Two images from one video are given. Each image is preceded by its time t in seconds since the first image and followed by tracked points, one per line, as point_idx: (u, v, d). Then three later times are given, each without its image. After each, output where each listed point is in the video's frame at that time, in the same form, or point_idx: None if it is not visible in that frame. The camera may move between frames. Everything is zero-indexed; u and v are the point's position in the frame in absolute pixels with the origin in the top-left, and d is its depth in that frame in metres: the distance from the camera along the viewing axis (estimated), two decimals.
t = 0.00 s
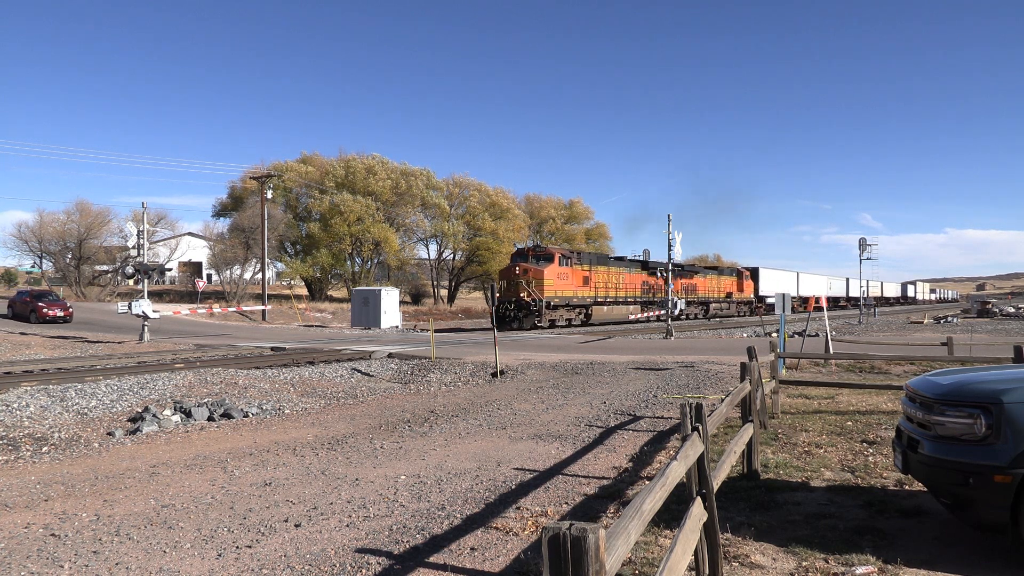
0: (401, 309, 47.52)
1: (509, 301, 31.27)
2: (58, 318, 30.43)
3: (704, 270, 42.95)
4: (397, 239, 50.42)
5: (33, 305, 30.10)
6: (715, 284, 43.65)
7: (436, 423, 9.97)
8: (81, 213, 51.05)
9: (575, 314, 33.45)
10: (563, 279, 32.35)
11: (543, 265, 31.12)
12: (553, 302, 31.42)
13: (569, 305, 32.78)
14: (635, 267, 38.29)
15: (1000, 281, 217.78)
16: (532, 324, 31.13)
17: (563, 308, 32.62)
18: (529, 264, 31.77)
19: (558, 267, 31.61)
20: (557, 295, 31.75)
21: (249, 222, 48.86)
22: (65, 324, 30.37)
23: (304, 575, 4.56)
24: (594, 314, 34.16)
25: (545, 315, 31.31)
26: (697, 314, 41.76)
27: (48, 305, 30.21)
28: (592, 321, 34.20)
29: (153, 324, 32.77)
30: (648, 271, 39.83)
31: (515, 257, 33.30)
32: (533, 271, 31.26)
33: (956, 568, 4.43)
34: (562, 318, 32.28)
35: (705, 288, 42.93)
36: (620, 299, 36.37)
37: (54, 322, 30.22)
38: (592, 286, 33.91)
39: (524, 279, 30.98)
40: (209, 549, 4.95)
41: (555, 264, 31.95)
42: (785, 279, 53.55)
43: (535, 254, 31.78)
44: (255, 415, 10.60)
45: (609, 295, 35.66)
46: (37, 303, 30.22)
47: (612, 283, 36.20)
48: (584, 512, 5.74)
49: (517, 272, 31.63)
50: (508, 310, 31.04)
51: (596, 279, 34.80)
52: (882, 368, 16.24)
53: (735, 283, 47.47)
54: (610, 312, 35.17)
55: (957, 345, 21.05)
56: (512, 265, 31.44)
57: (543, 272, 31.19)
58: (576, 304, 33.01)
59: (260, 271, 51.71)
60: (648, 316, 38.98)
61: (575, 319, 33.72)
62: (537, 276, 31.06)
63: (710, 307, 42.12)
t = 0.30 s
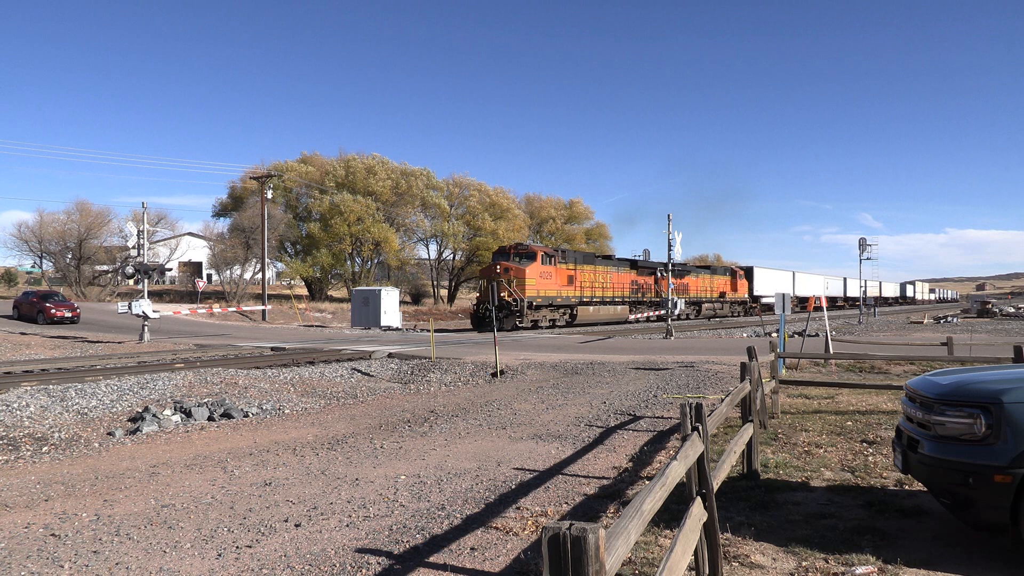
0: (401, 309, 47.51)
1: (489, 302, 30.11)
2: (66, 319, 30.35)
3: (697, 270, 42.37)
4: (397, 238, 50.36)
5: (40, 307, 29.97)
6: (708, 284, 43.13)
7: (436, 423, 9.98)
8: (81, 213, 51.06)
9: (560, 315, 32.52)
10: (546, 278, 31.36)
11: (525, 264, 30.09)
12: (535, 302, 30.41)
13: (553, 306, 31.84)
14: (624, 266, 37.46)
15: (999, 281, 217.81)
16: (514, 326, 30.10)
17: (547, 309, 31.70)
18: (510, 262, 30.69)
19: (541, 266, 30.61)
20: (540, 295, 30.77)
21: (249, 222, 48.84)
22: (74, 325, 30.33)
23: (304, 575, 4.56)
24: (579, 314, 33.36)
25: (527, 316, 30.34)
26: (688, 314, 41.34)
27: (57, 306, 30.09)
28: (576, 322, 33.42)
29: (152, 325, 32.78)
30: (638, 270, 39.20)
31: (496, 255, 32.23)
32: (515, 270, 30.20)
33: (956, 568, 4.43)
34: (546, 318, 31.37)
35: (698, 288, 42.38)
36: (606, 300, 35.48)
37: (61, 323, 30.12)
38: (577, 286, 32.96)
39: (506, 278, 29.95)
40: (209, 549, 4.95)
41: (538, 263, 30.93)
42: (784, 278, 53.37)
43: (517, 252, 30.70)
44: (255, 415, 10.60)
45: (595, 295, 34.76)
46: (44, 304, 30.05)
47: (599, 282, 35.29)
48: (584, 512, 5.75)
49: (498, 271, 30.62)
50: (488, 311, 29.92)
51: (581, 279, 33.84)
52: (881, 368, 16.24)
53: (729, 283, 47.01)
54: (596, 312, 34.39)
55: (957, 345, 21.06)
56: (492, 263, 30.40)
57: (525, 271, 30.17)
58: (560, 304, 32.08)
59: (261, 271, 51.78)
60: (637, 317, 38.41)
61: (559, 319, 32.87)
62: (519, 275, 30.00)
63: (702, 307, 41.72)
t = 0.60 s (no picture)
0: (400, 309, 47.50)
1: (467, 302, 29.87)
2: (72, 320, 30.29)
3: (690, 269, 41.82)
4: (397, 238, 50.36)
5: (47, 309, 29.80)
6: (700, 284, 42.64)
7: (436, 423, 9.97)
8: (81, 213, 51.05)
9: (542, 316, 31.74)
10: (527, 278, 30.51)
11: (505, 262, 29.25)
12: (516, 302, 29.54)
13: (535, 306, 30.99)
14: (612, 265, 36.70)
15: (999, 280, 217.84)
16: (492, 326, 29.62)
17: (529, 309, 30.89)
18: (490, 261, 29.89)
19: (523, 264, 29.75)
20: (521, 295, 29.92)
21: (249, 222, 48.83)
22: (80, 326, 30.28)
23: (304, 575, 4.56)
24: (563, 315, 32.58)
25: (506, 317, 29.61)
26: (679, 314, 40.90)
27: (63, 307, 30.03)
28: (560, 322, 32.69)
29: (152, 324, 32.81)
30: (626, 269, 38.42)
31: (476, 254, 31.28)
32: (494, 269, 29.44)
33: (956, 568, 4.43)
34: (527, 319, 30.64)
35: (690, 287, 41.91)
36: (592, 300, 34.68)
37: (68, 324, 30.07)
38: (560, 285, 32.14)
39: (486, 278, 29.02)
40: (209, 549, 4.94)
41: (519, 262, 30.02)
42: (782, 278, 53.20)
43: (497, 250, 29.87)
44: (254, 415, 10.60)
45: (580, 295, 33.94)
46: (51, 305, 29.98)
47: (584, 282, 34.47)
48: (584, 512, 5.75)
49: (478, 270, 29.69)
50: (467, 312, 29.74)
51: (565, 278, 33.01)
52: (881, 368, 16.23)
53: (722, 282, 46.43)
54: (581, 312, 33.73)
55: (957, 345, 21.05)
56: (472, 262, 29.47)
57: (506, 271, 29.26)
58: (543, 304, 31.26)
59: (260, 271, 51.85)
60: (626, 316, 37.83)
61: (543, 320, 32.12)
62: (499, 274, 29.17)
63: (693, 307, 41.27)
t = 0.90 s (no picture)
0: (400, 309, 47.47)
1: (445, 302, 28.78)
2: (78, 320, 30.35)
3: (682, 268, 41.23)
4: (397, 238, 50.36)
5: (52, 309, 29.77)
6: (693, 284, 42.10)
7: (436, 423, 9.98)
8: (81, 214, 51.06)
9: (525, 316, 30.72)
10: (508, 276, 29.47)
11: (484, 261, 28.21)
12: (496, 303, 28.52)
13: (516, 306, 29.94)
14: (599, 264, 35.78)
15: (999, 280, 217.87)
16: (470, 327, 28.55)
17: (510, 309, 29.85)
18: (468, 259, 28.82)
19: (503, 263, 28.72)
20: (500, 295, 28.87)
21: (249, 222, 48.83)
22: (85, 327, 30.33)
23: (304, 575, 4.56)
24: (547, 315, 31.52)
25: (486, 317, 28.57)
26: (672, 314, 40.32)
27: (70, 308, 30.10)
28: (544, 322, 31.64)
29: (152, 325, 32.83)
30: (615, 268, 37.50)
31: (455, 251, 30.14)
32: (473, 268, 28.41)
33: (957, 569, 4.42)
34: (507, 320, 29.58)
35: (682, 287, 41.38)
36: (576, 300, 33.68)
37: (73, 325, 30.09)
38: (543, 284, 31.12)
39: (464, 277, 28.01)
40: (209, 549, 4.95)
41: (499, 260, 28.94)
42: (778, 278, 53.03)
43: (476, 248, 28.79)
44: (254, 415, 10.60)
45: (565, 295, 32.92)
46: (57, 305, 29.96)
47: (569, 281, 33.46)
48: (584, 512, 5.75)
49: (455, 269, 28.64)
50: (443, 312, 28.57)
51: (548, 277, 31.95)
52: (882, 368, 16.23)
53: (715, 282, 45.72)
54: (566, 313, 32.73)
55: (957, 345, 21.06)
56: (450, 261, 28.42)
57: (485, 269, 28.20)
58: (524, 304, 30.21)
59: (260, 271, 51.91)
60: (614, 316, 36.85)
61: (525, 321, 31.07)
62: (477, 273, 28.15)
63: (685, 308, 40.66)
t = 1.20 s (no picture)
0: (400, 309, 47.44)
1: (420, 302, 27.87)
2: (83, 321, 30.29)
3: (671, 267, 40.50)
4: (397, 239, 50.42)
5: (57, 309, 29.68)
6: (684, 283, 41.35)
7: (436, 422, 9.97)
8: (81, 214, 51.05)
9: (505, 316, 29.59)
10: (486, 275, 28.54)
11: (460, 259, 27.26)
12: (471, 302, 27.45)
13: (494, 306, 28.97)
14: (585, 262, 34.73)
15: (999, 280, 217.79)
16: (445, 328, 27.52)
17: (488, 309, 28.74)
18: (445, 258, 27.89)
19: (480, 261, 27.79)
20: (477, 294, 27.96)
21: (249, 222, 48.85)
22: (91, 328, 30.28)
23: (304, 575, 4.56)
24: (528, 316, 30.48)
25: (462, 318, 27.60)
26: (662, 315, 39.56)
27: (76, 309, 30.09)
28: (524, 323, 30.58)
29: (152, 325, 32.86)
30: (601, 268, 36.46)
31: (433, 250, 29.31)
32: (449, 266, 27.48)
33: (956, 569, 4.42)
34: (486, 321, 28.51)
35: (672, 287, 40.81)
36: (561, 300, 32.66)
37: (78, 325, 30.05)
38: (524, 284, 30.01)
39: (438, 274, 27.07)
40: (209, 549, 4.94)
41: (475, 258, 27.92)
42: (774, 277, 52.83)
43: (453, 245, 27.84)
44: (254, 415, 10.60)
45: (548, 295, 31.90)
46: (63, 305, 29.92)
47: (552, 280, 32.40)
48: (584, 511, 5.75)
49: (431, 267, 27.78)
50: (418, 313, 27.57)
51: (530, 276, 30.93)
52: (882, 368, 16.22)
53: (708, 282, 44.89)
54: (549, 312, 31.61)
55: (957, 345, 21.05)
56: (424, 259, 27.60)
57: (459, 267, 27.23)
58: (503, 304, 29.23)
59: (260, 271, 51.94)
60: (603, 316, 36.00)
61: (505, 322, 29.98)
62: (453, 271, 27.21)
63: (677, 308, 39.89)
